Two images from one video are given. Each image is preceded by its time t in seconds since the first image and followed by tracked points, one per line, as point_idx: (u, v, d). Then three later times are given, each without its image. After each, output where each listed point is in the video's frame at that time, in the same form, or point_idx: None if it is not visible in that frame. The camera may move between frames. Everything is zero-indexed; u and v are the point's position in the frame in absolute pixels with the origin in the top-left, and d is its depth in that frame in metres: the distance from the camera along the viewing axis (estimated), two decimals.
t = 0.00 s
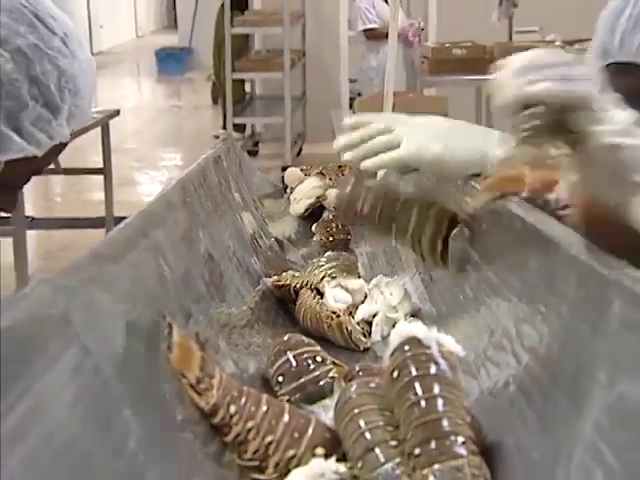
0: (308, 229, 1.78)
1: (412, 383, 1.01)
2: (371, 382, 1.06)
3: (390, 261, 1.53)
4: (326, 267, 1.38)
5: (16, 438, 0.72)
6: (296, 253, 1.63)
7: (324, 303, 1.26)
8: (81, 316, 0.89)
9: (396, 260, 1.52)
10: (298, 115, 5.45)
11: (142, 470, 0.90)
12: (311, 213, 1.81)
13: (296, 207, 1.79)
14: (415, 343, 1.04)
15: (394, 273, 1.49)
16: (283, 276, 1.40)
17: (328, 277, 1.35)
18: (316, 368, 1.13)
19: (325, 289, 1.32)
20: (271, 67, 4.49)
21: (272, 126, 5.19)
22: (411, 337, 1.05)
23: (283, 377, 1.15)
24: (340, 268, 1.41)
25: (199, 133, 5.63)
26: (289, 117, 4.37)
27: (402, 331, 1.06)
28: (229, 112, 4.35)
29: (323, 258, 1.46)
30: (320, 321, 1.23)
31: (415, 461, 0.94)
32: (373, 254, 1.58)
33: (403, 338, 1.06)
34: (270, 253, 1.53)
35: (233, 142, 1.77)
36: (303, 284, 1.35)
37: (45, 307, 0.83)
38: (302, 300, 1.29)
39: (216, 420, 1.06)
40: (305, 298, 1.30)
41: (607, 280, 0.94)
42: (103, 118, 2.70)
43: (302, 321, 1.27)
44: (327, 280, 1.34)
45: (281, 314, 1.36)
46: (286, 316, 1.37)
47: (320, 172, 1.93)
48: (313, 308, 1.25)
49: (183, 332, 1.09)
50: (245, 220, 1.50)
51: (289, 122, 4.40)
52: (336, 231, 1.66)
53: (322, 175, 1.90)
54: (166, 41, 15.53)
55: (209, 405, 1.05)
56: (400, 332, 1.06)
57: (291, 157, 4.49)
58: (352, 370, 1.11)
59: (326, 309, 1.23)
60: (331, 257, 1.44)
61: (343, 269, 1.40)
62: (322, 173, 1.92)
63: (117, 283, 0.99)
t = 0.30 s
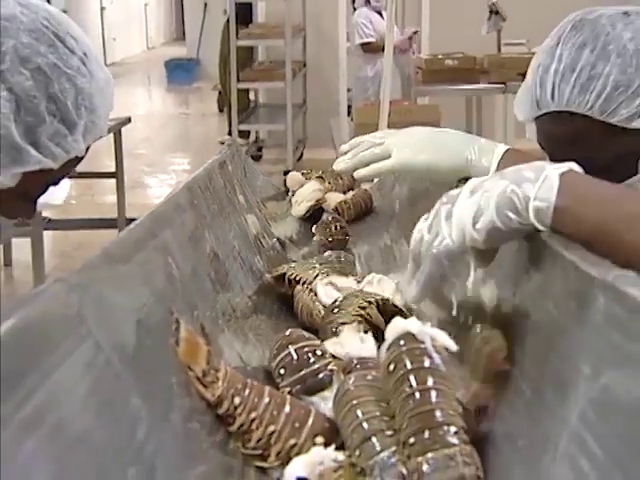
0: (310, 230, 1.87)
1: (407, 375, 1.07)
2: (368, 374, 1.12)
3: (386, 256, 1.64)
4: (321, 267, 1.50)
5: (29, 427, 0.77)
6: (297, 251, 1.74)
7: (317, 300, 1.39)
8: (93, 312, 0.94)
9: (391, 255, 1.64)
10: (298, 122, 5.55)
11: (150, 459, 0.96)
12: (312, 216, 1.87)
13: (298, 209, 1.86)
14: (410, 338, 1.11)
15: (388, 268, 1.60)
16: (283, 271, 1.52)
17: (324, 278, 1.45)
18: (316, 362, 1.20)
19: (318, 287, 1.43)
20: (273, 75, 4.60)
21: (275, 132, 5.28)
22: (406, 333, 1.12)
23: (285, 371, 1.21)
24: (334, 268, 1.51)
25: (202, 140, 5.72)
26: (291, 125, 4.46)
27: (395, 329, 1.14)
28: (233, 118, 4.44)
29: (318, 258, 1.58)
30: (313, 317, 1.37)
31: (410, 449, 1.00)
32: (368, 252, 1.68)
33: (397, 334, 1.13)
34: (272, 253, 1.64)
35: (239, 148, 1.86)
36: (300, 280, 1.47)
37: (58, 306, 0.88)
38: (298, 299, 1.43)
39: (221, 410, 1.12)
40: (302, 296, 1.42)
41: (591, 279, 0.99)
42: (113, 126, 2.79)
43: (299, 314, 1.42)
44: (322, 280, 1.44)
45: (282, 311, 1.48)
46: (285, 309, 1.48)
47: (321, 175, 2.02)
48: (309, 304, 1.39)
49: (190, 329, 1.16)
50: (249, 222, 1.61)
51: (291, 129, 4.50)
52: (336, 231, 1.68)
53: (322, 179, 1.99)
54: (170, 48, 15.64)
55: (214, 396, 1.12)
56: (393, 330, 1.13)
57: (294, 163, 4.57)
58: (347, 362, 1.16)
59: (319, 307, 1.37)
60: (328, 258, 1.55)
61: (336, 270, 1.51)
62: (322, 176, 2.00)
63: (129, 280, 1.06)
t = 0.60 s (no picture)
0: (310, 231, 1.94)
1: (402, 368, 1.13)
2: (365, 367, 1.19)
3: (383, 256, 1.72)
4: (321, 265, 1.57)
5: (51, 412, 0.83)
6: (297, 250, 1.81)
7: (316, 295, 1.46)
8: (106, 308, 1.01)
9: (388, 255, 1.72)
10: (298, 128, 5.62)
11: (157, 448, 1.02)
12: (312, 217, 1.96)
13: (298, 211, 1.95)
14: (405, 332, 1.17)
15: (385, 267, 1.68)
16: (284, 269, 1.59)
17: (323, 274, 1.51)
18: (315, 355, 1.26)
19: (317, 283, 1.49)
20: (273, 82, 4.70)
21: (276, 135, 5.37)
22: (401, 329, 1.18)
23: (283, 359, 1.28)
24: (333, 266, 1.58)
25: (204, 144, 5.79)
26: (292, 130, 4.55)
27: (390, 324, 1.20)
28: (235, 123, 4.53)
29: (318, 257, 1.66)
30: (313, 312, 1.44)
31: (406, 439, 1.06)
32: (366, 253, 1.77)
33: (392, 329, 1.19)
34: (274, 253, 1.72)
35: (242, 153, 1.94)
36: (299, 276, 1.53)
37: (73, 302, 0.94)
38: (298, 294, 1.50)
39: (226, 402, 1.18)
40: (301, 292, 1.49)
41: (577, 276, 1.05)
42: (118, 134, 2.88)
43: (299, 309, 1.48)
44: (321, 276, 1.51)
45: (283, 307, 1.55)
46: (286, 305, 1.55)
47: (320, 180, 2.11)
48: (309, 300, 1.46)
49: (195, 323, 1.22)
50: (251, 224, 1.69)
51: (292, 134, 4.59)
52: (334, 231, 1.76)
53: (322, 183, 2.08)
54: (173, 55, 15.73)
55: (219, 389, 1.17)
56: (388, 325, 1.20)
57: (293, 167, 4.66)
58: (345, 355, 1.24)
59: (318, 302, 1.44)
60: (328, 257, 1.63)
61: (335, 270, 1.56)
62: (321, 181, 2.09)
63: (140, 279, 1.12)
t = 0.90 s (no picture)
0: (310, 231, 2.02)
1: (399, 363, 1.19)
2: (363, 361, 1.25)
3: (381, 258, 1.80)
4: (321, 265, 1.64)
5: (70, 398, 0.88)
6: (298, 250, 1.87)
7: (316, 291, 1.52)
8: (116, 302, 1.07)
9: (385, 255, 1.79)
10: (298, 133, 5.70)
11: (167, 436, 1.08)
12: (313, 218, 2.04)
13: (300, 211, 2.03)
14: (401, 330, 1.24)
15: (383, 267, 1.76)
16: (285, 267, 1.66)
17: (324, 273, 1.58)
18: (315, 351, 1.33)
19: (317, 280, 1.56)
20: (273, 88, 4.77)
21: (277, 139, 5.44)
22: (396, 326, 1.26)
23: (285, 353, 1.36)
24: (332, 265, 1.65)
25: (207, 150, 5.87)
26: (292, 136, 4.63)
27: (387, 322, 1.28)
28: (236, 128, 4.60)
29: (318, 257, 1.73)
30: (312, 307, 1.50)
31: (402, 429, 1.11)
32: (366, 254, 1.86)
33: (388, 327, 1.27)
34: (276, 253, 1.79)
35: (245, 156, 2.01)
36: (300, 274, 1.60)
37: (87, 298, 1.00)
38: (299, 291, 1.56)
39: (230, 394, 1.24)
40: (302, 289, 1.56)
41: (563, 274, 1.11)
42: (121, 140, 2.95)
43: (301, 306, 1.55)
44: (321, 275, 1.58)
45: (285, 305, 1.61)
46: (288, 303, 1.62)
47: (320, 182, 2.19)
48: (309, 296, 1.52)
49: (201, 319, 1.29)
50: (253, 226, 1.76)
51: (293, 140, 4.67)
52: (334, 232, 1.84)
53: (322, 185, 2.16)
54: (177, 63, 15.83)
55: (224, 382, 1.24)
56: (384, 323, 1.28)
57: (295, 172, 4.74)
58: (344, 349, 1.30)
59: (319, 298, 1.50)
60: (328, 257, 1.70)
61: (334, 267, 1.64)
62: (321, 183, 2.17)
63: (148, 276, 1.19)
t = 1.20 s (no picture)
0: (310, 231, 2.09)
1: (395, 358, 1.26)
2: (361, 356, 1.32)
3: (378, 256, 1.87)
4: (321, 263, 1.71)
5: (84, 389, 0.93)
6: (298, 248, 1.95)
7: (316, 288, 1.59)
8: (126, 298, 1.13)
9: (382, 254, 1.86)
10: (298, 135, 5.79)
11: (176, 426, 1.13)
12: (313, 219, 2.11)
13: (301, 212, 2.11)
14: (397, 325, 1.32)
15: (379, 264, 1.84)
16: (287, 265, 1.73)
17: (323, 270, 1.65)
18: (315, 344, 1.40)
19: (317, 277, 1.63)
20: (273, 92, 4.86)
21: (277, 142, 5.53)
22: (394, 321, 1.34)
23: (286, 348, 1.42)
24: (331, 263, 1.72)
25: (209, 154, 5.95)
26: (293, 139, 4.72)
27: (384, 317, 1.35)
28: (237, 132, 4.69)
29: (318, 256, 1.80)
30: (312, 304, 1.57)
31: (398, 420, 1.18)
32: (363, 252, 1.94)
33: (386, 322, 1.35)
34: (278, 251, 1.86)
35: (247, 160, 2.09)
36: (300, 272, 1.67)
37: (99, 295, 1.05)
38: (300, 288, 1.63)
39: (235, 386, 1.30)
40: (302, 286, 1.62)
41: (551, 271, 1.17)
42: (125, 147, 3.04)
43: (302, 303, 1.61)
44: (321, 272, 1.64)
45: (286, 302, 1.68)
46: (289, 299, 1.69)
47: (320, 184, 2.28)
48: (309, 292, 1.59)
49: (208, 314, 1.36)
50: (255, 226, 1.83)
51: (293, 143, 4.76)
52: (333, 232, 1.92)
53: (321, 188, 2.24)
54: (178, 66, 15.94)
55: (229, 375, 1.30)
56: (382, 318, 1.35)
57: (296, 176, 4.82)
58: (342, 343, 1.37)
59: (319, 294, 1.57)
60: (326, 257, 1.78)
61: (333, 266, 1.72)
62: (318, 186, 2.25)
63: (156, 274, 1.25)
